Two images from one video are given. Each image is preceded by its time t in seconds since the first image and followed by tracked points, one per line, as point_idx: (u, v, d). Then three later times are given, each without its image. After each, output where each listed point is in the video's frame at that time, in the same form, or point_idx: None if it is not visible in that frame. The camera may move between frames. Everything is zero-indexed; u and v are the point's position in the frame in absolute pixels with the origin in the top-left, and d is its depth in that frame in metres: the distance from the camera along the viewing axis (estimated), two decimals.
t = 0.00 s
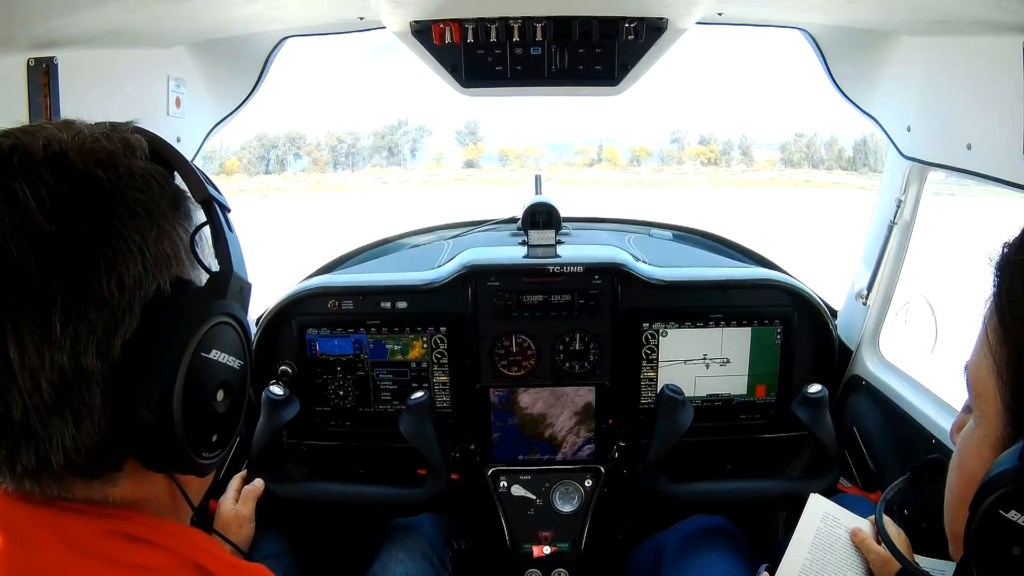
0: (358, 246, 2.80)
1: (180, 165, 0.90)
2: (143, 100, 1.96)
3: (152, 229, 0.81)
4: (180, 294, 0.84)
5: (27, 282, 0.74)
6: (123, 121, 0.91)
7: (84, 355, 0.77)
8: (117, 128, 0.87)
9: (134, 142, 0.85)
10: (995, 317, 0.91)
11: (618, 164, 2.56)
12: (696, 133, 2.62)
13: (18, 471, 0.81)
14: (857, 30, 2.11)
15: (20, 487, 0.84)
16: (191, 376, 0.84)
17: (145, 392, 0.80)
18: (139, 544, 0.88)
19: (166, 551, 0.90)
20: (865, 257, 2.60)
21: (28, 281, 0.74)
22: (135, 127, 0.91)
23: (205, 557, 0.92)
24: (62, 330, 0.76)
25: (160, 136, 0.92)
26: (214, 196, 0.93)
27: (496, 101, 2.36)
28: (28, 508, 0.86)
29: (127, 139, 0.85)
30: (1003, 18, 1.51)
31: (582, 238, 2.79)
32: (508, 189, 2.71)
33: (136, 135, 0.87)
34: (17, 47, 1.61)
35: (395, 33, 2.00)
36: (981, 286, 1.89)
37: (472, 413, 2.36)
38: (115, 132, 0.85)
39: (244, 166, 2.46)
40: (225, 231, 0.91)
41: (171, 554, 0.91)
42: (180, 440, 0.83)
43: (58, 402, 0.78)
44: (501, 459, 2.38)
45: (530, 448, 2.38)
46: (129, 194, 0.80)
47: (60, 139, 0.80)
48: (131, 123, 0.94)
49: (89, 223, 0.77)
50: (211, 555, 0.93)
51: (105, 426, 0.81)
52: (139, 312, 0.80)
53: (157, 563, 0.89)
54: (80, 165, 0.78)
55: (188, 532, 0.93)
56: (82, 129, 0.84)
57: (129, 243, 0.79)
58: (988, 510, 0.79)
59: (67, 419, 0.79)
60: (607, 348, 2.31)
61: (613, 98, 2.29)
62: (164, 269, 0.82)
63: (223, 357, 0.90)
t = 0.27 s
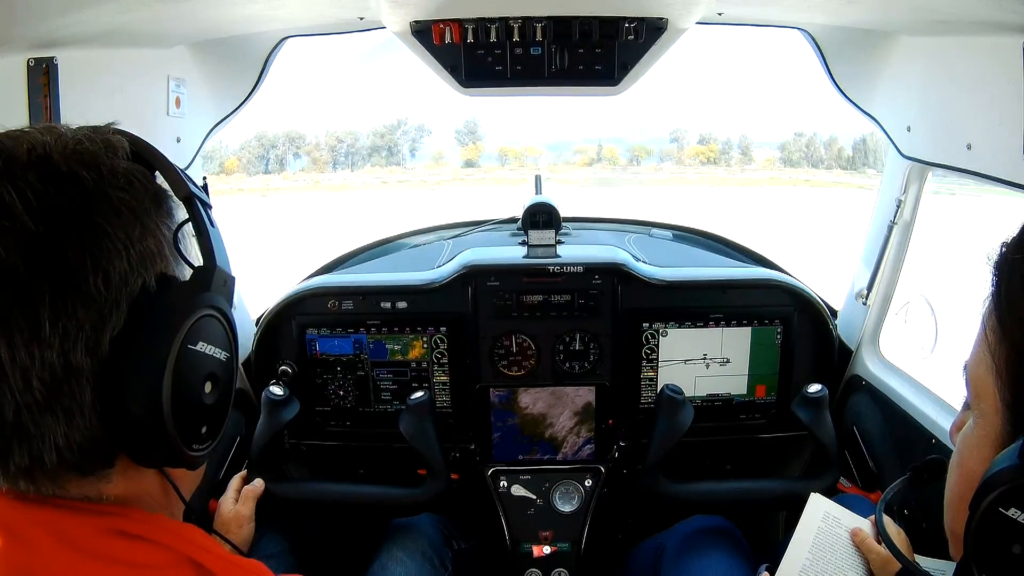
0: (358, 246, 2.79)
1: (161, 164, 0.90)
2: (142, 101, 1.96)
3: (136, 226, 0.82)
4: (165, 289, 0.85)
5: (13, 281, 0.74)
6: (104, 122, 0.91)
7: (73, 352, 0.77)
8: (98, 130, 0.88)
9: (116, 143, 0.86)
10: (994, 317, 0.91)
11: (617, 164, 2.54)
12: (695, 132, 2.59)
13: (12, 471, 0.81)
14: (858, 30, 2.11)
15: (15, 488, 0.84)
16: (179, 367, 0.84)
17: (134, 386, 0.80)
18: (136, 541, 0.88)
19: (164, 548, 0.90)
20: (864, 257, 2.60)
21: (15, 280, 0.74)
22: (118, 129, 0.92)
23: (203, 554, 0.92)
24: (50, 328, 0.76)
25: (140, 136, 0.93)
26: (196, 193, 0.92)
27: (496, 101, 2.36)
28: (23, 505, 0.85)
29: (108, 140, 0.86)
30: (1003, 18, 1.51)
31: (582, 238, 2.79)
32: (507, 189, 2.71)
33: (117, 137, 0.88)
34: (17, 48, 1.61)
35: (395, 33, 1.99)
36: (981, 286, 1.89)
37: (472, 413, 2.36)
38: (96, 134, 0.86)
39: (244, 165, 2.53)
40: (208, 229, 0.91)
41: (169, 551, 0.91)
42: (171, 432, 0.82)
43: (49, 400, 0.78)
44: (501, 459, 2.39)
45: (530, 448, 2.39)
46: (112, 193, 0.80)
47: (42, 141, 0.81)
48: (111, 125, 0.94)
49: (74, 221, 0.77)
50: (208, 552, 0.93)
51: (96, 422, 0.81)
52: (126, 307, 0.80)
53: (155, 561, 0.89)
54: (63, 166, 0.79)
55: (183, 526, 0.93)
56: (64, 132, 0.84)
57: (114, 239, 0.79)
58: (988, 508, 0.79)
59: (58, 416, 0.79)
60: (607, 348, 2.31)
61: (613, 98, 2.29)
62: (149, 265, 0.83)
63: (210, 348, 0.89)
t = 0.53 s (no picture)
0: (358, 246, 2.79)
1: (147, 164, 0.90)
2: (143, 101, 1.96)
3: (122, 226, 0.82)
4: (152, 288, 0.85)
5: None
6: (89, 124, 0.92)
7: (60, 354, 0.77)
8: (83, 133, 0.88)
9: (101, 145, 0.86)
10: (993, 317, 0.90)
11: (618, 164, 2.59)
12: (696, 132, 2.62)
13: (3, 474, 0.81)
14: (858, 30, 2.11)
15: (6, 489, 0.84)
16: (166, 366, 0.83)
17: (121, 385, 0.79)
18: (131, 538, 0.89)
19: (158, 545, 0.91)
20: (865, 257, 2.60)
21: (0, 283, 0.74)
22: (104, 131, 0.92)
23: (197, 550, 0.93)
24: (37, 329, 0.76)
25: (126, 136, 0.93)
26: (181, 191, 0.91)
27: (496, 101, 2.36)
28: (15, 506, 0.85)
29: (93, 142, 0.86)
30: (1002, 18, 1.51)
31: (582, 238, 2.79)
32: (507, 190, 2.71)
33: (102, 139, 0.89)
34: (18, 48, 1.61)
35: (395, 33, 1.99)
36: (981, 286, 1.89)
37: (472, 413, 2.36)
38: (81, 136, 0.87)
39: (244, 166, 2.53)
40: (192, 226, 0.89)
41: (165, 548, 0.91)
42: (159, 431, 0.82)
43: (38, 402, 0.78)
44: (501, 459, 2.39)
45: (530, 448, 2.38)
46: (98, 193, 0.81)
47: (26, 144, 0.81)
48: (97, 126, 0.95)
49: (59, 222, 0.77)
50: (202, 549, 0.94)
51: (85, 423, 0.81)
52: (112, 308, 0.80)
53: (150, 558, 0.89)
54: (48, 167, 0.79)
55: (177, 524, 0.94)
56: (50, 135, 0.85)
57: (99, 239, 0.79)
58: (988, 508, 0.79)
59: (47, 418, 0.79)
60: (607, 348, 2.31)
61: (613, 98, 2.29)
62: (135, 265, 0.83)
63: (196, 347, 0.89)
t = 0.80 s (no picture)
0: (357, 246, 2.79)
1: (147, 168, 0.88)
2: (143, 101, 1.96)
3: (118, 236, 0.82)
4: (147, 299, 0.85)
5: None
6: (87, 122, 0.91)
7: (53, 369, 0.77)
8: (82, 134, 0.87)
9: (99, 147, 0.86)
10: (995, 318, 0.90)
11: (616, 163, 2.58)
12: (696, 133, 2.64)
13: None
14: (858, 30, 2.11)
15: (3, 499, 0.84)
16: (162, 383, 0.83)
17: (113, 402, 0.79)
18: (130, 540, 0.88)
19: (159, 546, 0.90)
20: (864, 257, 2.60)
21: None
22: (102, 128, 0.91)
23: (197, 550, 0.93)
24: (29, 345, 0.76)
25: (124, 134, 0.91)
26: (183, 196, 0.89)
27: (496, 101, 2.36)
28: (14, 510, 0.85)
29: (90, 144, 0.85)
30: (1003, 18, 1.51)
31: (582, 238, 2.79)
32: (507, 189, 2.70)
33: (100, 140, 0.87)
34: (18, 47, 1.60)
35: (395, 33, 1.99)
36: (981, 287, 1.89)
37: (472, 413, 2.36)
38: (78, 137, 0.86)
39: (243, 165, 2.52)
40: (192, 233, 0.89)
41: (164, 549, 0.91)
42: (153, 449, 0.82)
43: (30, 416, 0.78)
44: (501, 459, 2.38)
45: (530, 448, 2.38)
46: (94, 201, 0.80)
47: (23, 147, 0.81)
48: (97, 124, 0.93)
49: (54, 233, 0.77)
50: (202, 549, 0.93)
51: (79, 438, 0.81)
52: (106, 322, 0.80)
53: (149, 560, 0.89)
54: (42, 174, 0.78)
55: (178, 525, 0.94)
56: (47, 135, 0.84)
57: (94, 251, 0.79)
58: (988, 509, 0.79)
59: (40, 433, 0.79)
60: (607, 348, 2.31)
61: (613, 98, 2.29)
62: (131, 278, 0.83)
63: (193, 364, 0.88)
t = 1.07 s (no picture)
0: (357, 246, 2.80)
1: (152, 169, 0.87)
2: (143, 100, 1.97)
3: (122, 239, 0.82)
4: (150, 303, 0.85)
5: None
6: (91, 121, 0.91)
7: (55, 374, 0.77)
8: (86, 134, 0.87)
9: (103, 148, 0.85)
10: (995, 316, 0.90)
11: (618, 164, 2.54)
12: (696, 133, 2.61)
13: None
14: (857, 30, 2.11)
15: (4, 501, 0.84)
16: (165, 389, 0.84)
17: (116, 408, 0.79)
18: (131, 540, 0.89)
19: (160, 546, 0.91)
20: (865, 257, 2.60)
21: None
22: (106, 128, 0.91)
23: (196, 549, 0.94)
24: (31, 350, 0.76)
25: (129, 133, 0.91)
26: (187, 197, 0.89)
27: (496, 101, 2.36)
28: (14, 512, 0.85)
29: (95, 144, 0.85)
30: (1003, 18, 1.51)
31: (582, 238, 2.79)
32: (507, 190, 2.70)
33: (104, 140, 0.87)
34: (19, 48, 1.61)
35: (395, 33, 2.00)
36: (982, 287, 1.89)
37: (472, 413, 2.36)
38: (83, 137, 0.86)
39: (244, 166, 2.53)
40: (196, 235, 0.89)
41: (165, 548, 0.91)
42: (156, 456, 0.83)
43: (32, 421, 0.79)
44: (501, 459, 2.38)
45: (530, 448, 2.38)
46: (98, 204, 0.80)
47: (28, 148, 0.80)
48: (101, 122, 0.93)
49: (57, 237, 0.77)
50: (202, 547, 0.94)
51: (80, 442, 0.81)
52: (109, 327, 0.81)
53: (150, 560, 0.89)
54: (47, 176, 0.78)
55: (180, 526, 0.94)
56: (51, 135, 0.84)
57: (98, 255, 0.79)
58: (989, 506, 0.79)
59: (42, 437, 0.79)
60: (607, 348, 2.31)
61: (613, 98, 2.29)
62: (135, 281, 0.83)
63: (196, 370, 0.90)
